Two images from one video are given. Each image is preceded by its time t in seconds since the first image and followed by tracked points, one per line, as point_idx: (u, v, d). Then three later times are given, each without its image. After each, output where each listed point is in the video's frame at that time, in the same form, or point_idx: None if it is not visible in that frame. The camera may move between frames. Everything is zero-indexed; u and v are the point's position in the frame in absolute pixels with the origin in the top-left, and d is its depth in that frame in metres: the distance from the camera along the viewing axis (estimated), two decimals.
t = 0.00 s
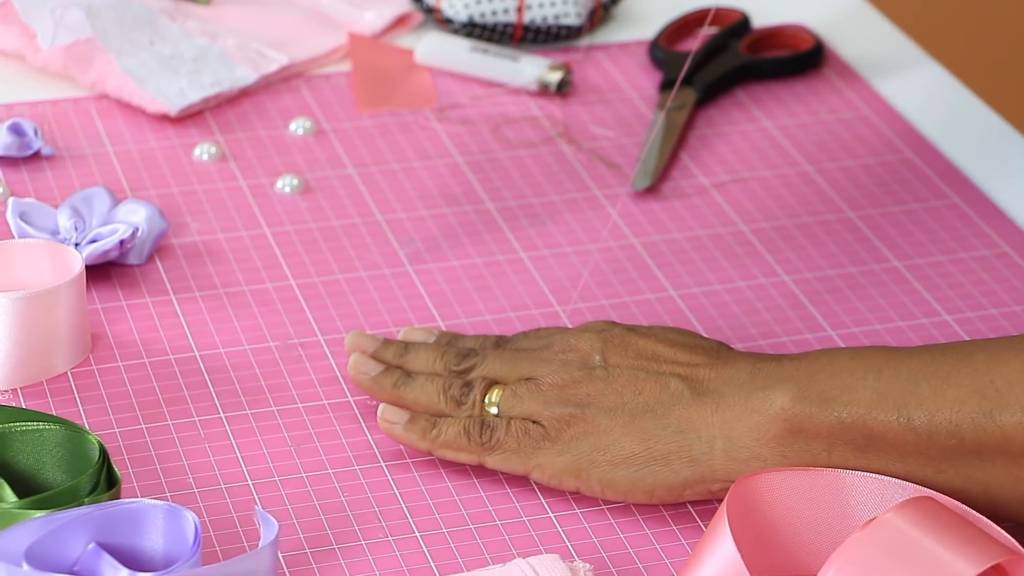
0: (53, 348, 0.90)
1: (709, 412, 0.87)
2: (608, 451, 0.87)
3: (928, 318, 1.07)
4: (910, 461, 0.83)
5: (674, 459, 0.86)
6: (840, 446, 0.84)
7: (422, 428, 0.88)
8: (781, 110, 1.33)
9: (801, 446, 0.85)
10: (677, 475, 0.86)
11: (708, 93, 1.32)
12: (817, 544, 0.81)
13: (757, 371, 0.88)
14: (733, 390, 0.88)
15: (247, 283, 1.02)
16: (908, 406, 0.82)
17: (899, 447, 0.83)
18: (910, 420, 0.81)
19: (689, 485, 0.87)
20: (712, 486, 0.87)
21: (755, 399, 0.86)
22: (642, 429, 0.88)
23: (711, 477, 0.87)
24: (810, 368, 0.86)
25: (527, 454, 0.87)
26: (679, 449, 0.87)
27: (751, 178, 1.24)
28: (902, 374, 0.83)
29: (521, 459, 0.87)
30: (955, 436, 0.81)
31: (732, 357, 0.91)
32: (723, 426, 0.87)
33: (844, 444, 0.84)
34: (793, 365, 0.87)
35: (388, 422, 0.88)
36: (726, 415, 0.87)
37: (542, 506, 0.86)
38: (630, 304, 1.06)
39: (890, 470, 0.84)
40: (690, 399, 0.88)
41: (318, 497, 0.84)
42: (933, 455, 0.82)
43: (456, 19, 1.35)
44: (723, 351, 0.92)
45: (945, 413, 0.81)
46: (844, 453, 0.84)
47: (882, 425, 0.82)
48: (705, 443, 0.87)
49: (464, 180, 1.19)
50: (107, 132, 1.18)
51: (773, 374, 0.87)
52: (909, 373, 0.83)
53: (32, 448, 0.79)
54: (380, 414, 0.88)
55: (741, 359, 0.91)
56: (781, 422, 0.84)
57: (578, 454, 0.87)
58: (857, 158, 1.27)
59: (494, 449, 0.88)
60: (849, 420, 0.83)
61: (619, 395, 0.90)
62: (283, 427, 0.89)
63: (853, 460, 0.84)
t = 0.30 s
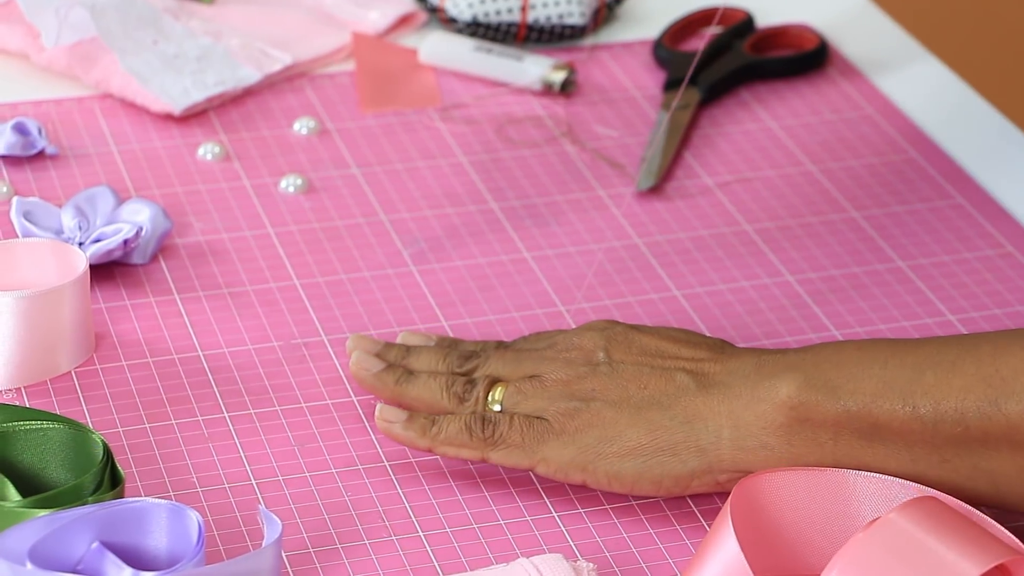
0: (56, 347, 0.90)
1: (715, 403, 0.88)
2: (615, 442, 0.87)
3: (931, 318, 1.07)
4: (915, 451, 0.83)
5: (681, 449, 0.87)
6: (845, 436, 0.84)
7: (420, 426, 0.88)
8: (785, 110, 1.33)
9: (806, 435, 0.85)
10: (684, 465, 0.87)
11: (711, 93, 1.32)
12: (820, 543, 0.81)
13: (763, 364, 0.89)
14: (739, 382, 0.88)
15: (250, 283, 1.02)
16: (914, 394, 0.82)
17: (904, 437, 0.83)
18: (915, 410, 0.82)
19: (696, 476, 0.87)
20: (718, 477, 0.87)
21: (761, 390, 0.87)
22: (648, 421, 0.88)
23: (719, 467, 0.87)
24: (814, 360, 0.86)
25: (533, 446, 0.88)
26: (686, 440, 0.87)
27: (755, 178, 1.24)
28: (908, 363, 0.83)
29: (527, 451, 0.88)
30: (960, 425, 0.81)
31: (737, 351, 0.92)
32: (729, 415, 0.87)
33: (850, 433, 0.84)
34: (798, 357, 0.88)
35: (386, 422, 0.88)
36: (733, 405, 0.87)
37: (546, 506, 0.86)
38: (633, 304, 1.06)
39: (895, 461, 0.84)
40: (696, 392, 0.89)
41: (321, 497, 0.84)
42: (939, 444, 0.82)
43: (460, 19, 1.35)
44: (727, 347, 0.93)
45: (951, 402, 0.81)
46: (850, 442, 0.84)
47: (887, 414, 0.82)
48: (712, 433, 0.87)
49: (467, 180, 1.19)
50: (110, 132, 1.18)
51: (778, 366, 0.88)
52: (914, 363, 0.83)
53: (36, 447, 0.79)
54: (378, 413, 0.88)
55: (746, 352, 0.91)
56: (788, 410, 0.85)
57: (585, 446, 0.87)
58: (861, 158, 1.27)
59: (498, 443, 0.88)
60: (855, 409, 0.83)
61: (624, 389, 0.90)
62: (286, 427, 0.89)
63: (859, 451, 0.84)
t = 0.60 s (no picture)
0: (60, 348, 0.90)
1: (722, 395, 0.88)
2: (622, 436, 0.88)
3: (934, 318, 1.07)
4: (920, 443, 0.83)
5: (689, 441, 0.87)
6: (851, 427, 0.84)
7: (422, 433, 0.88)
8: (788, 110, 1.33)
9: (813, 426, 0.85)
10: (692, 457, 0.87)
11: (715, 93, 1.32)
12: (823, 543, 0.81)
13: (767, 356, 0.89)
14: (745, 374, 0.88)
15: (253, 284, 1.02)
16: (920, 384, 0.82)
17: (909, 430, 0.83)
18: (921, 402, 0.82)
19: (704, 467, 0.87)
20: (726, 468, 0.88)
21: (765, 381, 0.87)
22: (654, 414, 0.88)
23: (726, 458, 0.87)
24: (819, 353, 0.86)
25: (540, 441, 0.88)
26: (693, 431, 0.87)
27: (758, 178, 1.24)
28: (913, 356, 0.83)
29: (534, 447, 0.88)
30: (965, 418, 0.81)
31: (741, 346, 0.92)
32: (735, 407, 0.87)
33: (856, 425, 0.84)
34: (803, 350, 0.88)
35: (386, 430, 0.87)
36: (739, 396, 0.87)
37: (549, 506, 0.86)
38: (636, 304, 1.06)
39: (901, 455, 0.84)
40: (701, 384, 0.89)
41: (324, 497, 0.84)
42: (945, 437, 0.82)
43: (463, 19, 1.35)
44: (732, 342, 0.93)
45: (956, 396, 0.81)
46: (856, 434, 0.84)
47: (893, 406, 0.82)
48: (719, 424, 0.87)
49: (470, 181, 1.19)
50: (113, 132, 1.18)
51: (782, 358, 0.87)
52: (920, 356, 0.83)
53: (39, 447, 0.79)
54: (376, 424, 0.88)
55: (750, 346, 0.91)
56: (794, 400, 0.85)
57: (592, 441, 0.88)
58: (864, 158, 1.27)
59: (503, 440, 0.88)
60: (861, 401, 0.83)
61: (629, 384, 0.90)
62: (289, 427, 0.89)
63: (866, 442, 0.84)
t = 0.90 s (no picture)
0: (61, 347, 0.90)
1: (732, 391, 0.88)
2: (634, 435, 0.88)
3: (935, 318, 1.07)
4: (929, 444, 0.83)
5: (701, 438, 0.87)
6: (861, 425, 0.84)
7: (432, 446, 0.87)
8: (789, 110, 1.33)
9: (823, 423, 0.84)
10: (704, 454, 0.87)
11: (716, 93, 1.32)
12: (826, 543, 0.80)
13: (776, 353, 0.89)
14: (754, 372, 0.88)
15: (254, 284, 1.02)
16: (931, 382, 0.82)
17: (919, 429, 0.83)
18: (931, 403, 0.82)
19: (716, 465, 0.87)
20: (737, 465, 0.88)
21: (775, 379, 0.86)
22: (664, 411, 0.88)
23: (738, 455, 0.87)
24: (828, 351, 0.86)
25: (551, 441, 0.88)
26: (705, 429, 0.87)
27: (759, 178, 1.24)
28: (923, 354, 0.83)
29: (545, 447, 0.88)
30: (975, 420, 0.81)
31: (747, 343, 0.91)
32: (746, 404, 0.87)
33: (866, 424, 0.84)
34: (812, 348, 0.87)
35: (396, 445, 0.86)
36: (749, 393, 0.87)
37: (550, 506, 0.86)
38: (637, 304, 1.06)
39: (909, 455, 0.84)
40: (710, 381, 0.89)
41: (325, 497, 0.84)
42: (954, 439, 0.82)
43: (464, 19, 1.35)
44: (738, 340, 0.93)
45: (966, 398, 0.81)
46: (866, 433, 0.84)
47: (903, 407, 0.82)
48: (730, 422, 0.87)
49: (471, 181, 1.19)
50: (115, 133, 1.18)
51: (791, 355, 0.87)
52: (930, 356, 0.83)
53: (40, 447, 0.79)
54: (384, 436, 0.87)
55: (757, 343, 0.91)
56: (805, 398, 0.84)
57: (603, 440, 0.88)
58: (865, 158, 1.27)
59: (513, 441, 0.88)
60: (871, 401, 0.83)
61: (637, 383, 0.90)
62: (291, 427, 0.89)
63: (876, 441, 0.84)
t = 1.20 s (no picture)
0: (61, 347, 0.90)
1: (732, 385, 0.88)
2: (634, 430, 0.88)
3: (935, 318, 1.07)
4: (929, 441, 0.83)
5: (701, 433, 0.88)
6: (861, 420, 0.84)
7: (433, 457, 0.85)
8: (790, 110, 1.33)
9: (824, 417, 0.85)
10: (704, 449, 0.87)
11: (716, 93, 1.32)
12: (826, 544, 0.80)
13: (778, 346, 0.89)
14: (755, 366, 0.88)
15: (254, 284, 1.02)
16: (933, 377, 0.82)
17: (916, 422, 0.83)
18: (933, 399, 0.82)
19: (716, 459, 0.88)
20: (736, 459, 0.88)
21: (776, 373, 0.87)
22: (665, 406, 0.89)
23: (737, 449, 0.87)
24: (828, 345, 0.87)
25: (553, 436, 0.88)
26: (705, 423, 0.88)
27: (759, 178, 1.24)
28: (925, 349, 0.84)
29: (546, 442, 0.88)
30: (977, 418, 0.81)
31: (749, 336, 0.92)
32: (746, 398, 0.87)
33: (866, 419, 0.84)
34: (813, 342, 0.88)
35: (396, 455, 0.85)
36: (749, 387, 0.88)
37: (551, 506, 0.86)
38: (637, 304, 1.06)
39: (910, 450, 0.84)
40: (711, 374, 0.89)
41: (325, 497, 0.84)
42: (958, 437, 0.82)
43: (465, 19, 1.35)
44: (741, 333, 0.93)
45: (969, 395, 0.81)
46: (866, 428, 0.84)
47: (904, 402, 0.82)
48: (730, 415, 0.87)
49: (471, 180, 1.19)
50: (115, 133, 1.18)
51: (794, 350, 0.87)
52: (933, 352, 0.83)
53: (39, 447, 0.79)
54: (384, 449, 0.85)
55: (758, 336, 0.91)
56: (806, 392, 0.85)
57: (604, 437, 0.88)
58: (865, 158, 1.27)
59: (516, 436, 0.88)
60: (872, 395, 0.83)
61: (639, 377, 0.91)
62: (291, 427, 0.89)
63: (876, 436, 0.84)
